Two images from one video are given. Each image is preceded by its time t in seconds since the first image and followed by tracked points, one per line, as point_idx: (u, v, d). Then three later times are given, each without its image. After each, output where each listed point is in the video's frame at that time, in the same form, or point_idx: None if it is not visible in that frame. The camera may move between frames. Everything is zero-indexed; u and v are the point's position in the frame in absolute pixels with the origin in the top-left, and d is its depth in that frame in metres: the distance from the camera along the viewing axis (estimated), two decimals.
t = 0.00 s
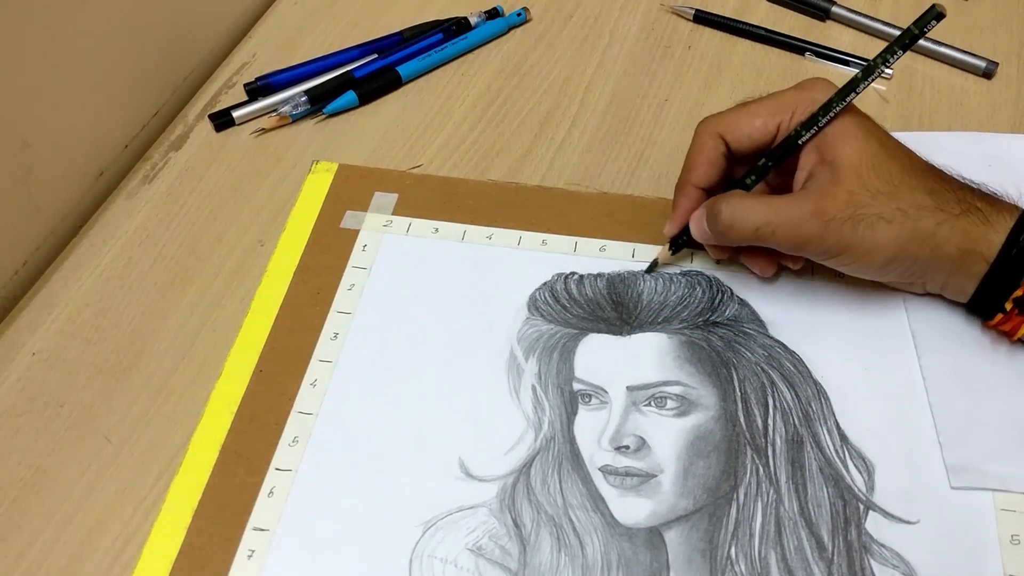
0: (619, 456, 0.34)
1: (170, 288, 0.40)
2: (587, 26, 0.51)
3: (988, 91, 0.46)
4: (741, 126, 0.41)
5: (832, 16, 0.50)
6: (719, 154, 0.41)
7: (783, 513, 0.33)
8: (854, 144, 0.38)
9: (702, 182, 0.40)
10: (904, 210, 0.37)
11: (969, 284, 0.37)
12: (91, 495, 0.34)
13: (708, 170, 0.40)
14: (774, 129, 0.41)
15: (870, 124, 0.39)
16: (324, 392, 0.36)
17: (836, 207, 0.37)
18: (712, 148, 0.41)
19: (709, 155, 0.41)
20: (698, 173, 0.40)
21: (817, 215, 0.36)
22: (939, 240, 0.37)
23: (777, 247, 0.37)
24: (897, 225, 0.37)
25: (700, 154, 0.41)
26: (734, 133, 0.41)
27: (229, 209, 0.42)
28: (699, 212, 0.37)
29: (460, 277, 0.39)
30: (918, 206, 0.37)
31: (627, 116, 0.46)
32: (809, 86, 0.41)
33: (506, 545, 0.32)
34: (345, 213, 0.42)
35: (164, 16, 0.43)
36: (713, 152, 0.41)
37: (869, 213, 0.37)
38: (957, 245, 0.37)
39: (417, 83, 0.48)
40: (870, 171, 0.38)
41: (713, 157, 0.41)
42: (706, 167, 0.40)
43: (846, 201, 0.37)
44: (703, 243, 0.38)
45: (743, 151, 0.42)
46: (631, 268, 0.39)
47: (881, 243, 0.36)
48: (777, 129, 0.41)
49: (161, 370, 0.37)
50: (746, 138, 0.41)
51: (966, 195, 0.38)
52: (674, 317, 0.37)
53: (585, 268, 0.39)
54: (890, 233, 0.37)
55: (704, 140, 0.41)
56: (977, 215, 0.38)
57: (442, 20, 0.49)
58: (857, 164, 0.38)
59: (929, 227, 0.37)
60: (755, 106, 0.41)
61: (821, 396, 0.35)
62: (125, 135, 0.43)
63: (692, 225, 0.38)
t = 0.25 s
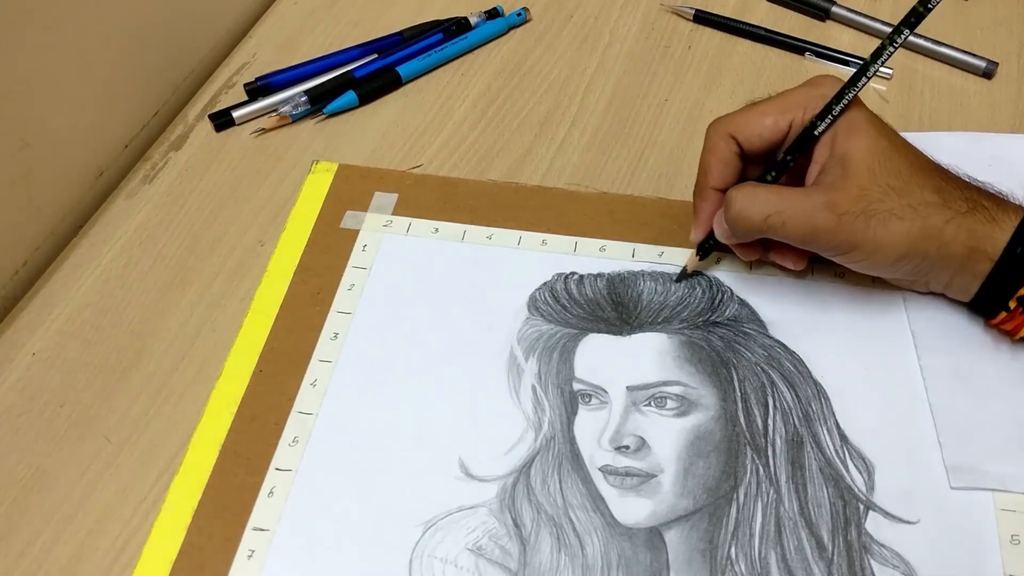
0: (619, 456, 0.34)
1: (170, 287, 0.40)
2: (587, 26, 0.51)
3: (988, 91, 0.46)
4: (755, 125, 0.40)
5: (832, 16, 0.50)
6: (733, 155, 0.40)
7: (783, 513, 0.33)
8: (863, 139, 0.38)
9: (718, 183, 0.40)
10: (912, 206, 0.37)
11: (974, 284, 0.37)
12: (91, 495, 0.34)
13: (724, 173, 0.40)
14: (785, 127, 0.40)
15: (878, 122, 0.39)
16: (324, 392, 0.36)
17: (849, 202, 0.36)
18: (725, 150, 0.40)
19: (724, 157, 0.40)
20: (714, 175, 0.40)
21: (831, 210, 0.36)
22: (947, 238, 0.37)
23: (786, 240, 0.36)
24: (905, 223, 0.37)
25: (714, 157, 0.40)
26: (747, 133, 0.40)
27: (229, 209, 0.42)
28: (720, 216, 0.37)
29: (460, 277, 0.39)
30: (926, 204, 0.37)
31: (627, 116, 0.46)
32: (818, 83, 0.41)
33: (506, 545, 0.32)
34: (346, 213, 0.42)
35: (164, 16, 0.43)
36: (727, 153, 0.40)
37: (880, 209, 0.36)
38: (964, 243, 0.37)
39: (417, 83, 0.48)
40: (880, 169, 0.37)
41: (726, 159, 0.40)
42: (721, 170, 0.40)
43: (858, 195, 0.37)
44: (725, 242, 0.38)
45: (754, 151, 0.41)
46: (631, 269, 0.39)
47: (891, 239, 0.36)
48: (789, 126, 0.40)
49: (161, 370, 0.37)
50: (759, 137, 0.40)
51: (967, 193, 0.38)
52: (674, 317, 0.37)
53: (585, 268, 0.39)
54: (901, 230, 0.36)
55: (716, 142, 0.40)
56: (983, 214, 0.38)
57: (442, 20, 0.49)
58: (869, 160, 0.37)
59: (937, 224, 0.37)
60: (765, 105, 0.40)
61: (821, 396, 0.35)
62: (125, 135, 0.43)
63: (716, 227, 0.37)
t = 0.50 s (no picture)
0: (619, 456, 0.34)
1: (170, 288, 0.40)
2: (587, 26, 0.51)
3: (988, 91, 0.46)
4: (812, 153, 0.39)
5: (832, 16, 0.50)
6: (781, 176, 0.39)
7: (783, 513, 0.33)
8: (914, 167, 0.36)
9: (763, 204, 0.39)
10: (960, 235, 0.36)
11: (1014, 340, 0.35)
12: (92, 495, 0.34)
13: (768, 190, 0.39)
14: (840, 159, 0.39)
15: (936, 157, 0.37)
16: (323, 392, 0.36)
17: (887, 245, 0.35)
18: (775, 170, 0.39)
19: (772, 176, 0.39)
20: (757, 194, 0.39)
21: (861, 256, 0.35)
22: (995, 303, 0.35)
23: (816, 278, 0.36)
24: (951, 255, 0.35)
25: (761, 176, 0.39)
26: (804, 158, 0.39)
27: (229, 209, 0.42)
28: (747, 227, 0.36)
29: (460, 276, 0.39)
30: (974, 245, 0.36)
31: (627, 116, 0.46)
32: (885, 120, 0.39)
33: (506, 545, 0.32)
34: (346, 213, 0.42)
35: (164, 16, 0.43)
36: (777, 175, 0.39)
37: (920, 265, 0.35)
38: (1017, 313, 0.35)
39: (417, 83, 0.48)
40: (935, 211, 0.36)
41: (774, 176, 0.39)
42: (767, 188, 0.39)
43: (899, 245, 0.35)
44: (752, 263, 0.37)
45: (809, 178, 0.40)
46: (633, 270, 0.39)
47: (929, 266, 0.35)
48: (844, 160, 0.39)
49: (161, 370, 0.37)
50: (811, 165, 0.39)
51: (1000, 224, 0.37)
52: (674, 317, 0.37)
53: (586, 268, 0.39)
54: (938, 287, 0.35)
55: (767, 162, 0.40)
56: None
57: (441, 20, 0.49)
58: (920, 194, 0.36)
59: (985, 290, 0.35)
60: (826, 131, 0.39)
61: (821, 396, 0.35)
62: (125, 135, 0.43)
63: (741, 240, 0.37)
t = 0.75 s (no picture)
0: (619, 456, 0.34)
1: (169, 288, 0.40)
2: (587, 26, 0.51)
3: (988, 92, 0.46)
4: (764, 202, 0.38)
5: (832, 16, 0.50)
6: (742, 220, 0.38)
7: (783, 514, 0.33)
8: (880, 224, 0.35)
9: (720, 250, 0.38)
10: (924, 290, 0.35)
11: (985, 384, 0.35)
12: (92, 495, 0.34)
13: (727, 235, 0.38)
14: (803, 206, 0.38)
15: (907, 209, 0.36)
16: (323, 392, 0.36)
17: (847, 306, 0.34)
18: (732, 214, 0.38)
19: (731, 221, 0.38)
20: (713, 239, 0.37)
21: (826, 317, 0.34)
22: (961, 359, 0.34)
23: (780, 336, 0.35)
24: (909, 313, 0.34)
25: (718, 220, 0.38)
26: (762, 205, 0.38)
27: (229, 209, 0.42)
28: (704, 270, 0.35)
29: (460, 276, 0.39)
30: (941, 300, 0.35)
31: (627, 116, 0.46)
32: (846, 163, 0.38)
33: (506, 545, 0.32)
34: (346, 213, 0.42)
35: (164, 15, 0.43)
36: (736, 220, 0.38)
37: (884, 323, 0.34)
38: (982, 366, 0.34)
39: (417, 83, 0.48)
40: (900, 266, 0.35)
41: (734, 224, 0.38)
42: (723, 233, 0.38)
43: (862, 304, 0.34)
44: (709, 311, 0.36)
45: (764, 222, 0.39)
46: (632, 271, 0.39)
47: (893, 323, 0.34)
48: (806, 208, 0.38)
49: (161, 370, 0.37)
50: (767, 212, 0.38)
51: (976, 264, 0.36)
52: (674, 317, 0.37)
53: (585, 268, 0.39)
54: (902, 345, 0.34)
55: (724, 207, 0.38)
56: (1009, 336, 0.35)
57: (441, 20, 0.49)
58: (882, 248, 0.35)
59: (951, 345, 0.34)
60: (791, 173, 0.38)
61: (820, 396, 0.35)
62: (125, 135, 0.43)
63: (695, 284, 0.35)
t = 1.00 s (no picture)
0: (619, 456, 0.34)
1: (169, 288, 0.40)
2: (587, 26, 0.51)
3: (988, 92, 0.46)
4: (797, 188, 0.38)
5: (832, 16, 0.50)
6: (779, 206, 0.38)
7: (783, 514, 0.33)
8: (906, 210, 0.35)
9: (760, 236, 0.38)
10: (943, 285, 0.34)
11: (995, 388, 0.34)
12: (91, 495, 0.34)
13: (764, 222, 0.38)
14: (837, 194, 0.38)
15: (934, 204, 0.36)
16: (324, 392, 0.36)
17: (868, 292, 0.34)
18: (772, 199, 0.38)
19: (770, 203, 0.38)
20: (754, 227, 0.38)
21: (845, 299, 0.34)
22: (973, 360, 0.34)
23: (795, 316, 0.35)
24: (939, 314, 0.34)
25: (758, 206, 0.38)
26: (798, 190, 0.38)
27: (229, 209, 0.42)
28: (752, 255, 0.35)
29: (460, 276, 0.39)
30: (956, 299, 0.34)
31: (627, 115, 0.46)
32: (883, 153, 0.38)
33: (506, 545, 0.32)
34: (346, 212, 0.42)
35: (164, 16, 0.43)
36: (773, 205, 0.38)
37: (901, 314, 0.34)
38: (992, 370, 0.34)
39: (417, 83, 0.48)
40: (922, 262, 0.35)
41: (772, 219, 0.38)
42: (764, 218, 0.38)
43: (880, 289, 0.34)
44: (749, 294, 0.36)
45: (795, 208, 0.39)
46: (633, 271, 0.39)
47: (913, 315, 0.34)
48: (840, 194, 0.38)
49: (160, 370, 0.37)
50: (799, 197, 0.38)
51: (998, 270, 0.36)
52: (674, 317, 0.37)
53: (585, 268, 0.39)
54: (916, 340, 0.34)
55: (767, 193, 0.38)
56: (1018, 342, 0.34)
57: (441, 20, 0.49)
58: (909, 235, 0.35)
59: (964, 344, 0.34)
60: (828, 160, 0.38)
61: (820, 396, 0.35)
62: (125, 135, 0.43)
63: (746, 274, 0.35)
